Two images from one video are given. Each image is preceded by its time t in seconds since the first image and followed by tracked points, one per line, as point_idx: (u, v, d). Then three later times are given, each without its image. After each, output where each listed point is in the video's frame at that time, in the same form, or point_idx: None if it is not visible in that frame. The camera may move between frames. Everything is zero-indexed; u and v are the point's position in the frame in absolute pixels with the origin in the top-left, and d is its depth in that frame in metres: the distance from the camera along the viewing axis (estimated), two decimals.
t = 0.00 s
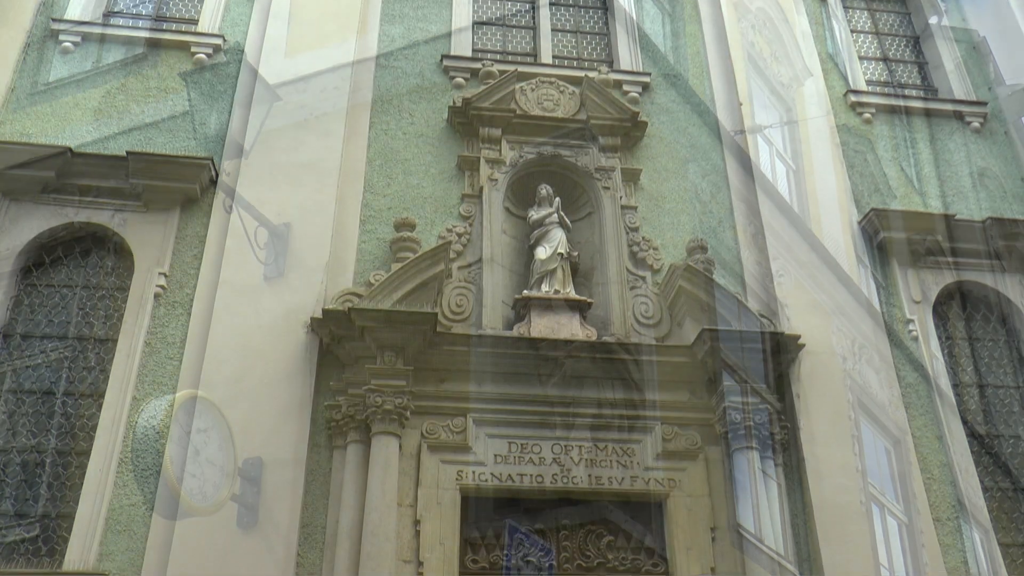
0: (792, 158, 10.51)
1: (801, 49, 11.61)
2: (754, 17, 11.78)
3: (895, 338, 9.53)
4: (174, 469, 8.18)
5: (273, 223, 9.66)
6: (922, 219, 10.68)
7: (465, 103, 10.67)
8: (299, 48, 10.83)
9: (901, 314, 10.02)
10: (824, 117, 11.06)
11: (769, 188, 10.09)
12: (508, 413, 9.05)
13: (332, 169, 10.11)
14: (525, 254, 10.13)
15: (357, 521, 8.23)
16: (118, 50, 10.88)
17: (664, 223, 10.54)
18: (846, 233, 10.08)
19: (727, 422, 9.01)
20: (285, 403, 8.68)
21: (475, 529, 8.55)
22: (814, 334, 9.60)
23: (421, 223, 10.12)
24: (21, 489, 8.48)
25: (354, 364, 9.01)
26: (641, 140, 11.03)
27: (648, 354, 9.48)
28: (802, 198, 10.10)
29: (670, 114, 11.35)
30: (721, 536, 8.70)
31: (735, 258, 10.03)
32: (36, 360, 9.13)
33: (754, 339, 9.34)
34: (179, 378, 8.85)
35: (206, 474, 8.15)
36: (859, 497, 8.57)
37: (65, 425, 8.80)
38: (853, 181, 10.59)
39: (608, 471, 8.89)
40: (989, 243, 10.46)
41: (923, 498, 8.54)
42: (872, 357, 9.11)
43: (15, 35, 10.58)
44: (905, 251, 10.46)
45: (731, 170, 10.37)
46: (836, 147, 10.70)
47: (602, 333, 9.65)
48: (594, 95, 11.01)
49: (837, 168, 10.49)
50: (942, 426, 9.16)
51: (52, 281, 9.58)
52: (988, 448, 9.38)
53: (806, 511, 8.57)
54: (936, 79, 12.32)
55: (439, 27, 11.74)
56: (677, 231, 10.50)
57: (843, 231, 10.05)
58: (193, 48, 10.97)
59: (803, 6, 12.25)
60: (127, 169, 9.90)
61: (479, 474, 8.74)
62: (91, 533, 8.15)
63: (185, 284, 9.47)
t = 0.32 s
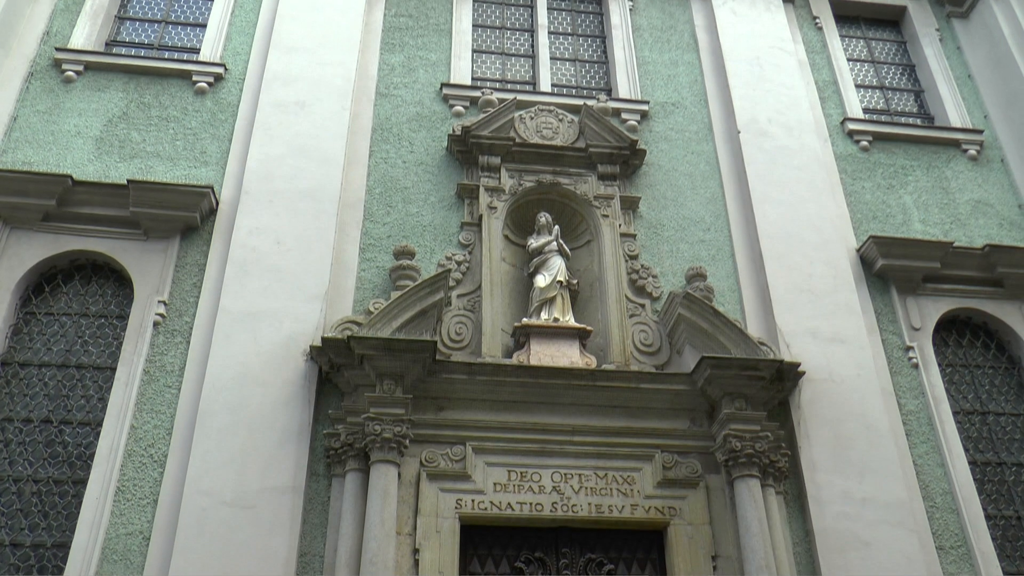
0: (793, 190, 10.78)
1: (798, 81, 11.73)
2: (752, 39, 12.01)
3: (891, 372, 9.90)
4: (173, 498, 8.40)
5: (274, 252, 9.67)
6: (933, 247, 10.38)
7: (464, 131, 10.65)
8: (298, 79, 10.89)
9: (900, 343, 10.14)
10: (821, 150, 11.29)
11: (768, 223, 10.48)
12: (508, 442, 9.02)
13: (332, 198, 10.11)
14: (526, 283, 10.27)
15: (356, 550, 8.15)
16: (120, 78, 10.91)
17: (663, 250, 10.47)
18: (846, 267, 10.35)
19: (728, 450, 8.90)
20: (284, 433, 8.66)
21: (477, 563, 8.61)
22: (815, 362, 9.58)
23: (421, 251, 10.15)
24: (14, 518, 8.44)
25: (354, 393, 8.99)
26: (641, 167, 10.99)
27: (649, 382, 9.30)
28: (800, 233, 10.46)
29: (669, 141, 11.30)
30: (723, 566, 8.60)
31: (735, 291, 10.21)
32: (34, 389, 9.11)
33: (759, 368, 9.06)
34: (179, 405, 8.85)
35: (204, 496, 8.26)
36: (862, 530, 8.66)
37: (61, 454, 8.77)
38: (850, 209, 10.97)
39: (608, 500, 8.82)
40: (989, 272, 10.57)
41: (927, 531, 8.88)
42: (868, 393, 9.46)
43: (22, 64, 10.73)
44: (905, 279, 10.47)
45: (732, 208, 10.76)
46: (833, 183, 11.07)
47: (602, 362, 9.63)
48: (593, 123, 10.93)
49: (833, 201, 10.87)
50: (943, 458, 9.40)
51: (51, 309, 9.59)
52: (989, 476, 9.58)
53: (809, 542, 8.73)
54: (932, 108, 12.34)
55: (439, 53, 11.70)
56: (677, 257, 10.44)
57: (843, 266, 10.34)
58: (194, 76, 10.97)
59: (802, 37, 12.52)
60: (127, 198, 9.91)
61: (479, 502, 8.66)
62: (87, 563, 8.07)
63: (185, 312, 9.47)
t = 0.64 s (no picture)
0: (792, 219, 10.80)
1: (796, 111, 11.79)
2: (750, 69, 12.10)
3: (891, 402, 9.86)
4: (171, 527, 8.33)
5: (274, 282, 9.67)
6: (932, 277, 10.41)
7: (464, 161, 10.69)
8: (299, 109, 10.94)
9: (900, 372, 10.12)
10: (820, 179, 11.32)
11: (768, 253, 10.49)
12: (508, 472, 8.97)
13: (332, 227, 10.13)
14: (525, 313, 10.26)
15: None
16: (122, 108, 10.97)
17: (663, 280, 10.48)
18: (845, 297, 10.35)
19: (729, 480, 8.86)
20: (282, 463, 8.62)
21: None
22: (815, 392, 9.56)
23: (421, 281, 10.16)
24: (9, 550, 8.37)
25: (353, 423, 8.95)
26: (640, 198, 11.02)
27: (649, 413, 9.27)
28: (800, 263, 10.47)
29: (668, 171, 11.34)
30: None
31: (735, 320, 10.21)
32: (31, 420, 9.07)
33: (759, 398, 9.05)
34: (177, 436, 8.81)
35: (201, 526, 8.20)
36: (865, 560, 8.59)
37: (57, 485, 8.72)
38: (848, 239, 11.00)
39: (608, 530, 8.75)
40: (989, 301, 10.57)
41: (929, 561, 8.77)
42: (868, 423, 9.43)
43: (26, 94, 10.79)
44: (904, 309, 10.47)
45: (730, 238, 10.77)
46: (831, 213, 11.09)
47: (602, 392, 9.60)
48: (592, 153, 11.00)
49: (831, 230, 10.89)
50: (946, 488, 9.35)
51: (50, 339, 9.57)
52: (992, 506, 9.53)
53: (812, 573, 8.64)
54: (930, 138, 12.41)
55: (439, 83, 11.77)
56: (677, 287, 10.44)
57: (842, 295, 10.35)
58: (196, 106, 11.03)
59: (799, 68, 12.62)
60: (127, 228, 9.93)
61: (478, 533, 8.60)
62: None
63: (183, 342, 9.46)
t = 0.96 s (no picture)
0: (790, 259, 10.83)
1: (793, 151, 11.87)
2: (746, 110, 12.21)
3: (893, 441, 9.80)
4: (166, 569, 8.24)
5: (274, 322, 9.67)
6: (932, 315, 10.41)
7: (463, 202, 10.74)
8: (299, 150, 11.02)
9: (901, 411, 10.08)
10: (817, 219, 11.37)
11: (767, 293, 10.51)
12: (507, 513, 8.88)
13: (331, 267, 10.16)
14: (524, 353, 10.23)
15: None
16: (124, 150, 11.05)
17: (662, 320, 10.48)
18: (845, 336, 10.34)
19: (731, 520, 8.78)
20: (280, 504, 8.54)
21: None
22: (816, 432, 9.51)
23: (420, 321, 10.16)
24: None
25: (351, 464, 8.89)
26: (638, 237, 11.05)
27: (650, 453, 9.21)
28: (799, 302, 10.48)
29: (666, 211, 11.39)
30: None
31: (735, 360, 10.19)
32: (26, 461, 9.01)
33: (759, 438, 9.01)
34: (174, 477, 8.75)
35: (197, 568, 8.11)
36: None
37: (51, 527, 8.64)
38: (846, 278, 11.02)
39: (609, 571, 8.65)
40: (988, 340, 10.56)
41: None
42: (870, 462, 9.37)
43: (29, 137, 10.88)
44: (904, 348, 10.45)
45: (729, 278, 10.79)
46: (829, 252, 11.12)
47: (602, 432, 9.55)
48: (591, 194, 11.07)
49: (829, 270, 10.91)
50: (950, 528, 9.26)
51: (47, 381, 9.53)
52: (997, 547, 9.43)
53: None
54: (926, 177, 12.49)
55: (439, 124, 11.86)
56: (676, 327, 10.44)
57: (842, 335, 10.34)
58: (198, 148, 11.12)
59: (794, 108, 12.74)
60: (127, 270, 9.94)
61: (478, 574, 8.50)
62: None
63: (181, 383, 9.42)
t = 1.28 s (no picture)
0: (790, 289, 10.84)
1: (791, 182, 11.92)
2: (744, 142, 12.28)
3: (896, 471, 9.75)
4: None
5: (273, 355, 9.65)
6: (932, 345, 10.40)
7: (463, 234, 10.76)
8: (299, 182, 11.06)
9: (904, 442, 10.03)
10: (816, 250, 11.40)
11: (767, 324, 10.50)
12: (508, 545, 8.80)
13: (331, 298, 10.16)
14: (524, 385, 10.19)
15: None
16: (125, 183, 11.09)
17: (662, 352, 10.46)
18: (846, 366, 10.32)
19: (733, 552, 8.71)
20: (278, 537, 8.47)
21: None
22: (818, 463, 9.45)
23: (420, 353, 10.14)
24: None
25: (350, 496, 8.82)
26: (638, 269, 11.06)
27: (651, 485, 9.15)
28: (798, 333, 10.47)
29: (665, 242, 11.41)
30: None
31: (735, 391, 10.16)
32: (23, 494, 8.95)
33: (761, 469, 8.96)
34: (171, 511, 8.68)
35: None
36: None
37: (47, 561, 8.55)
38: (846, 308, 11.02)
39: None
40: (989, 371, 10.54)
41: None
42: (873, 493, 9.30)
43: (31, 169, 10.92)
44: (905, 378, 10.42)
45: (729, 309, 10.79)
46: (828, 283, 11.13)
47: (603, 464, 9.49)
48: (590, 226, 11.09)
49: (829, 300, 10.91)
50: (955, 559, 9.18)
51: (45, 413, 9.49)
52: None
53: None
54: (924, 208, 12.54)
55: (438, 156, 11.92)
56: (676, 358, 10.42)
57: (843, 365, 10.31)
58: (199, 181, 11.16)
59: (792, 139, 12.82)
60: (127, 302, 9.94)
61: None
62: None
63: (180, 416, 9.38)
